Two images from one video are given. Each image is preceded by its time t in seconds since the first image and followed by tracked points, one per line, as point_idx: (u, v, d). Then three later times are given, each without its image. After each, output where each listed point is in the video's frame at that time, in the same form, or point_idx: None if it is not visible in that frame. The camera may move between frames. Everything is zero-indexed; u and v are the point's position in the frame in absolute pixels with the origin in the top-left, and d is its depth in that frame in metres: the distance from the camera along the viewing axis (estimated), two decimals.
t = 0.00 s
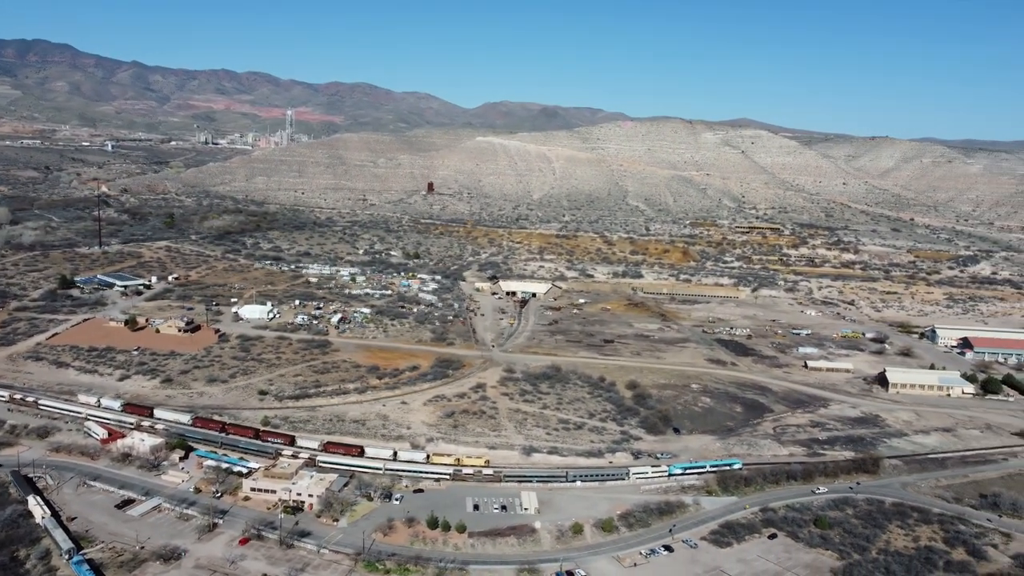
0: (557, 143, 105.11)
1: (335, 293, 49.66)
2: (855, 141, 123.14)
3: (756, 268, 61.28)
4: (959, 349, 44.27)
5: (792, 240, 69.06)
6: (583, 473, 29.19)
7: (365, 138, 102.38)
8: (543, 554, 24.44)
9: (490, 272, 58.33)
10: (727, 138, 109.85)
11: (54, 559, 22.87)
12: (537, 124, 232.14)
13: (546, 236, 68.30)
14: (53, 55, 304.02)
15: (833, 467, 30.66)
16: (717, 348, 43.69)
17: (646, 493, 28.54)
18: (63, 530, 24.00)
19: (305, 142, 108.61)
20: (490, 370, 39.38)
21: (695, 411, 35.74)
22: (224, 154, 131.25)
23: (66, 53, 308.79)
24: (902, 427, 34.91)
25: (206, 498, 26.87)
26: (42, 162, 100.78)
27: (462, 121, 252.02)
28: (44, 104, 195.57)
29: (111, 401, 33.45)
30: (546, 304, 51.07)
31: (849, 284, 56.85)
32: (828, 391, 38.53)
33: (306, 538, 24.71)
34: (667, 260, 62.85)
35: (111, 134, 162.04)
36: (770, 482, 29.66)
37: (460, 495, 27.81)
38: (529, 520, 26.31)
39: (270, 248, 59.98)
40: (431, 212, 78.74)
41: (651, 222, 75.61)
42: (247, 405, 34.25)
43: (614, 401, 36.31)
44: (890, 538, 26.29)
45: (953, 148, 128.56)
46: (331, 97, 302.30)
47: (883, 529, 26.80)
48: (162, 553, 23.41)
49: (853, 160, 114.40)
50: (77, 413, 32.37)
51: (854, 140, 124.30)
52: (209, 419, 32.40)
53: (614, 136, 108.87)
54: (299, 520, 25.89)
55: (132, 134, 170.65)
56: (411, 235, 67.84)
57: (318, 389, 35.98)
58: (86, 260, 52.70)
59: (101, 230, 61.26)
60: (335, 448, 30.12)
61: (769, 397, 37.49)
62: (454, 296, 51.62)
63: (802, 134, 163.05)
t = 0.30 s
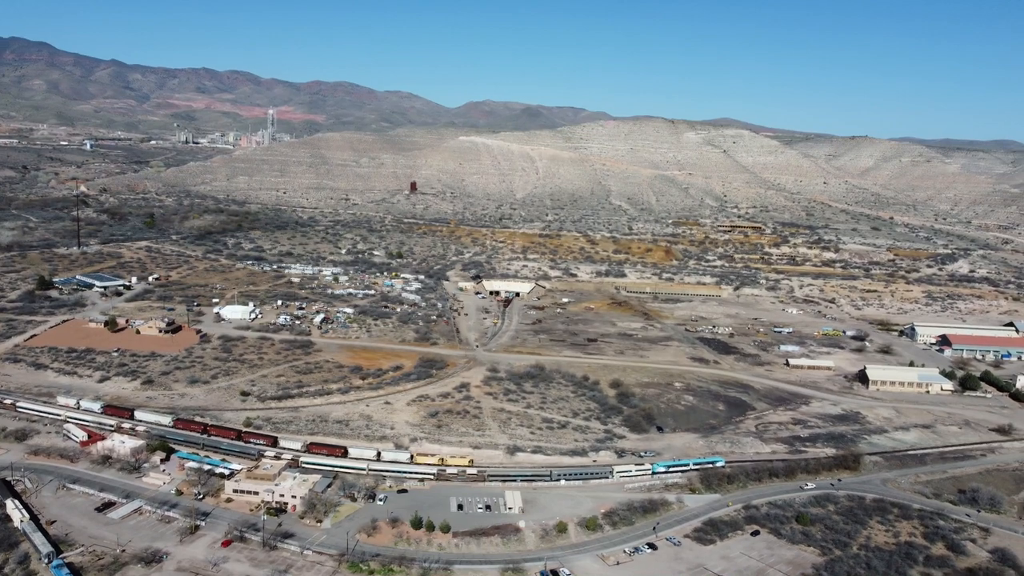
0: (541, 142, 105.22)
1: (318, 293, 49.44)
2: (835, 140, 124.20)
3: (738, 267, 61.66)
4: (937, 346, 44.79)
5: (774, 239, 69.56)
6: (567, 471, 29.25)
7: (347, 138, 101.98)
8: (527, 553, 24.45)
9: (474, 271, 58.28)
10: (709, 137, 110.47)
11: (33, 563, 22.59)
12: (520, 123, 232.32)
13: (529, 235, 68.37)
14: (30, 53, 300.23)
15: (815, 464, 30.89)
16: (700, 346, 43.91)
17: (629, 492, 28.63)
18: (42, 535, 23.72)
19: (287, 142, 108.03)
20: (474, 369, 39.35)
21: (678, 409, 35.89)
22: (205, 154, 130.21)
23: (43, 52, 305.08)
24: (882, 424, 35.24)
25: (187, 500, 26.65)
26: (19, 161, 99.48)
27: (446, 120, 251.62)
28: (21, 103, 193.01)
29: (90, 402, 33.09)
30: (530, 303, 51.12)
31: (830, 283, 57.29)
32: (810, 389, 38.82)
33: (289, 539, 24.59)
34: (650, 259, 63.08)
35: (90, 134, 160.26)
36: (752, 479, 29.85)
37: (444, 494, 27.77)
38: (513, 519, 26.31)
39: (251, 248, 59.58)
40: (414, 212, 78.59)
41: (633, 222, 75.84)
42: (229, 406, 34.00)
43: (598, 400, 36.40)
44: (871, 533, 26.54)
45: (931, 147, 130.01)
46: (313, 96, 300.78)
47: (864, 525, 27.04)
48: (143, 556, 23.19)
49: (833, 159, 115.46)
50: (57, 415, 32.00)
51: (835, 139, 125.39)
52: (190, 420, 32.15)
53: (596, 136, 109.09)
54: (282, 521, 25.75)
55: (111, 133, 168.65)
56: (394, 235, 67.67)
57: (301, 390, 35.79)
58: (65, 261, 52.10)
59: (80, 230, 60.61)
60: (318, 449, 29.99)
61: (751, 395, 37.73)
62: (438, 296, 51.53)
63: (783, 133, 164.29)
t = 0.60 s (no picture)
0: (524, 141, 105.30)
1: (301, 293, 49.20)
2: (816, 140, 125.23)
3: (720, 266, 62.00)
4: (917, 344, 45.27)
5: (756, 238, 70.01)
6: (552, 470, 29.30)
7: (330, 137, 101.56)
8: (512, 552, 24.45)
9: (457, 271, 58.21)
10: (692, 137, 111.03)
11: (12, 567, 22.31)
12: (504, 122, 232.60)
13: (513, 234, 68.38)
14: (8, 51, 296.42)
15: (797, 461, 31.13)
16: (683, 345, 44.11)
17: (614, 490, 28.71)
18: (22, 538, 23.42)
19: (269, 141, 107.44)
20: (458, 369, 39.32)
21: (661, 407, 36.03)
22: (185, 153, 129.16)
23: (20, 49, 301.24)
24: (863, 420, 35.58)
25: (169, 502, 26.43)
26: None
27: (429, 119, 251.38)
28: None
29: (70, 404, 32.74)
30: (513, 302, 51.12)
31: (812, 281, 57.73)
32: (792, 386, 39.10)
33: (272, 541, 24.45)
34: (634, 258, 63.30)
35: (69, 132, 158.61)
36: (736, 477, 30.01)
37: (429, 495, 27.71)
38: (497, 518, 26.31)
39: (233, 248, 59.19)
40: (397, 211, 78.43)
41: (617, 221, 76.07)
42: (211, 407, 33.76)
43: (582, 399, 36.48)
44: (853, 529, 26.77)
45: (911, 147, 131.35)
46: (296, 95, 299.29)
47: (846, 522, 27.29)
48: (125, 559, 22.97)
49: (815, 159, 116.41)
50: (36, 417, 31.63)
51: (816, 139, 126.47)
52: (172, 422, 31.88)
53: (580, 135, 109.29)
54: (266, 523, 25.59)
55: (90, 131, 166.82)
56: (377, 234, 67.47)
57: (284, 390, 35.60)
58: (43, 261, 51.51)
59: (59, 230, 59.92)
60: (301, 450, 29.84)
61: (734, 393, 37.95)
62: (422, 295, 51.42)
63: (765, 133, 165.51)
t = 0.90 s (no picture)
0: (510, 141, 105.33)
1: (286, 293, 48.98)
2: (800, 140, 126.08)
3: (706, 264, 62.27)
4: (900, 341, 45.65)
5: (741, 237, 70.38)
6: (538, 469, 29.31)
7: (315, 136, 101.16)
8: (499, 551, 24.44)
9: (444, 270, 58.14)
10: (677, 136, 111.45)
11: None
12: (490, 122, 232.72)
13: (499, 234, 68.36)
14: None
15: (782, 459, 31.30)
16: (669, 343, 44.26)
17: (600, 489, 28.77)
18: (4, 541, 23.17)
19: (254, 141, 106.88)
20: (445, 368, 39.28)
21: (648, 406, 36.14)
22: (168, 152, 128.21)
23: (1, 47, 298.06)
24: (847, 418, 35.84)
25: (154, 504, 26.23)
26: None
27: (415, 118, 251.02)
28: None
29: (53, 406, 32.45)
30: (499, 302, 51.11)
31: (796, 280, 58.08)
32: (777, 384, 39.34)
33: (258, 542, 24.31)
34: (619, 257, 63.46)
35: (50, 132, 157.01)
36: (722, 475, 30.15)
37: (415, 495, 27.65)
38: (484, 518, 26.29)
39: (217, 248, 58.85)
40: (383, 211, 78.26)
41: (603, 220, 76.24)
42: (196, 408, 33.54)
43: (568, 398, 36.54)
44: (837, 526, 26.95)
45: (894, 147, 132.46)
46: (281, 94, 297.94)
47: (831, 518, 27.47)
48: (109, 562, 22.78)
49: (799, 159, 117.21)
50: (18, 419, 31.32)
51: (800, 139, 127.37)
52: (156, 423, 31.64)
53: (566, 135, 109.43)
54: (251, 524, 25.45)
55: (72, 130, 165.27)
56: (363, 234, 67.28)
57: (269, 391, 35.42)
58: (25, 261, 51.00)
59: (40, 230, 59.32)
60: (287, 450, 29.70)
61: (720, 391, 38.12)
62: (408, 295, 51.30)
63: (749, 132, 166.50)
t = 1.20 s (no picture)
0: (497, 140, 105.29)
1: (272, 293, 48.77)
2: (786, 140, 126.84)
3: (692, 263, 62.51)
4: (885, 339, 46.00)
5: (727, 236, 70.70)
6: (526, 469, 29.34)
7: (301, 136, 100.77)
8: (487, 551, 24.44)
9: (431, 270, 58.05)
10: (664, 136, 111.82)
11: None
12: (477, 121, 232.88)
13: (486, 233, 68.35)
14: None
15: (769, 457, 31.48)
16: (656, 342, 44.40)
17: (588, 487, 28.83)
18: None
19: (239, 140, 106.40)
20: (432, 368, 39.25)
21: (635, 405, 36.23)
22: (152, 151, 127.38)
23: None
24: (833, 415, 36.08)
25: (139, 506, 26.06)
26: None
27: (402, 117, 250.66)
28: None
29: (36, 408, 32.17)
30: (487, 301, 51.10)
31: (782, 278, 58.39)
32: (764, 383, 39.53)
33: (245, 543, 24.19)
34: (606, 257, 63.60)
35: (32, 130, 155.58)
36: (709, 473, 30.27)
37: (403, 495, 27.60)
38: (472, 517, 26.29)
39: (203, 248, 58.53)
40: (370, 210, 78.09)
41: (590, 219, 76.39)
42: (181, 409, 33.35)
43: (556, 397, 36.59)
44: (823, 524, 27.12)
45: (878, 146, 133.28)
46: (268, 93, 296.61)
47: (817, 516, 27.65)
48: (94, 564, 22.61)
49: (784, 159, 117.89)
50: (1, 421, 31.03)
51: (785, 139, 128.17)
52: (142, 424, 31.44)
53: (553, 134, 109.52)
54: (238, 525, 25.33)
55: (55, 130, 163.90)
56: (349, 234, 67.09)
57: (256, 391, 35.26)
58: (7, 262, 50.53)
59: (23, 230, 58.80)
60: (274, 451, 29.58)
61: (707, 390, 38.28)
62: (395, 295, 51.19)
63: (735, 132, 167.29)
